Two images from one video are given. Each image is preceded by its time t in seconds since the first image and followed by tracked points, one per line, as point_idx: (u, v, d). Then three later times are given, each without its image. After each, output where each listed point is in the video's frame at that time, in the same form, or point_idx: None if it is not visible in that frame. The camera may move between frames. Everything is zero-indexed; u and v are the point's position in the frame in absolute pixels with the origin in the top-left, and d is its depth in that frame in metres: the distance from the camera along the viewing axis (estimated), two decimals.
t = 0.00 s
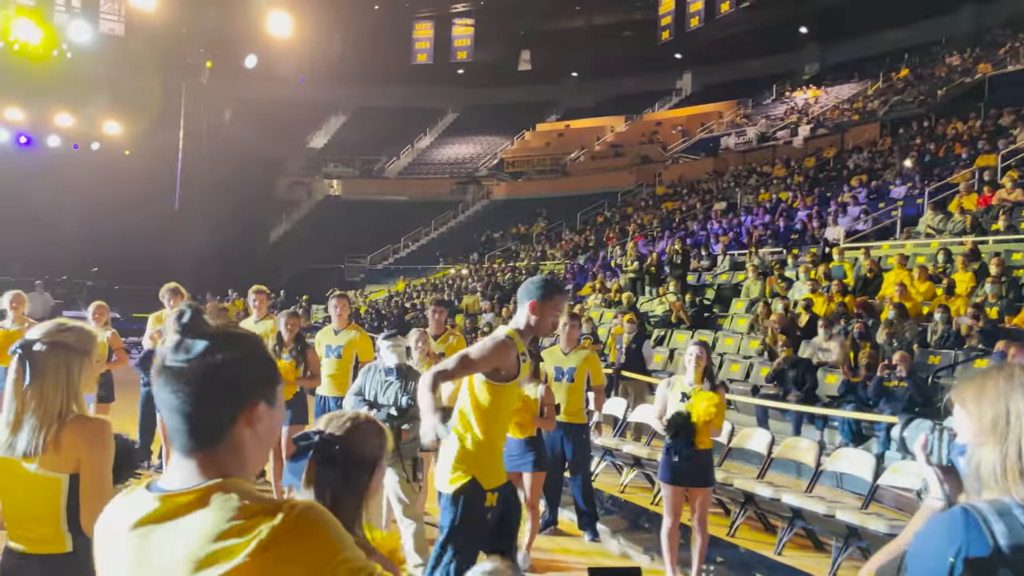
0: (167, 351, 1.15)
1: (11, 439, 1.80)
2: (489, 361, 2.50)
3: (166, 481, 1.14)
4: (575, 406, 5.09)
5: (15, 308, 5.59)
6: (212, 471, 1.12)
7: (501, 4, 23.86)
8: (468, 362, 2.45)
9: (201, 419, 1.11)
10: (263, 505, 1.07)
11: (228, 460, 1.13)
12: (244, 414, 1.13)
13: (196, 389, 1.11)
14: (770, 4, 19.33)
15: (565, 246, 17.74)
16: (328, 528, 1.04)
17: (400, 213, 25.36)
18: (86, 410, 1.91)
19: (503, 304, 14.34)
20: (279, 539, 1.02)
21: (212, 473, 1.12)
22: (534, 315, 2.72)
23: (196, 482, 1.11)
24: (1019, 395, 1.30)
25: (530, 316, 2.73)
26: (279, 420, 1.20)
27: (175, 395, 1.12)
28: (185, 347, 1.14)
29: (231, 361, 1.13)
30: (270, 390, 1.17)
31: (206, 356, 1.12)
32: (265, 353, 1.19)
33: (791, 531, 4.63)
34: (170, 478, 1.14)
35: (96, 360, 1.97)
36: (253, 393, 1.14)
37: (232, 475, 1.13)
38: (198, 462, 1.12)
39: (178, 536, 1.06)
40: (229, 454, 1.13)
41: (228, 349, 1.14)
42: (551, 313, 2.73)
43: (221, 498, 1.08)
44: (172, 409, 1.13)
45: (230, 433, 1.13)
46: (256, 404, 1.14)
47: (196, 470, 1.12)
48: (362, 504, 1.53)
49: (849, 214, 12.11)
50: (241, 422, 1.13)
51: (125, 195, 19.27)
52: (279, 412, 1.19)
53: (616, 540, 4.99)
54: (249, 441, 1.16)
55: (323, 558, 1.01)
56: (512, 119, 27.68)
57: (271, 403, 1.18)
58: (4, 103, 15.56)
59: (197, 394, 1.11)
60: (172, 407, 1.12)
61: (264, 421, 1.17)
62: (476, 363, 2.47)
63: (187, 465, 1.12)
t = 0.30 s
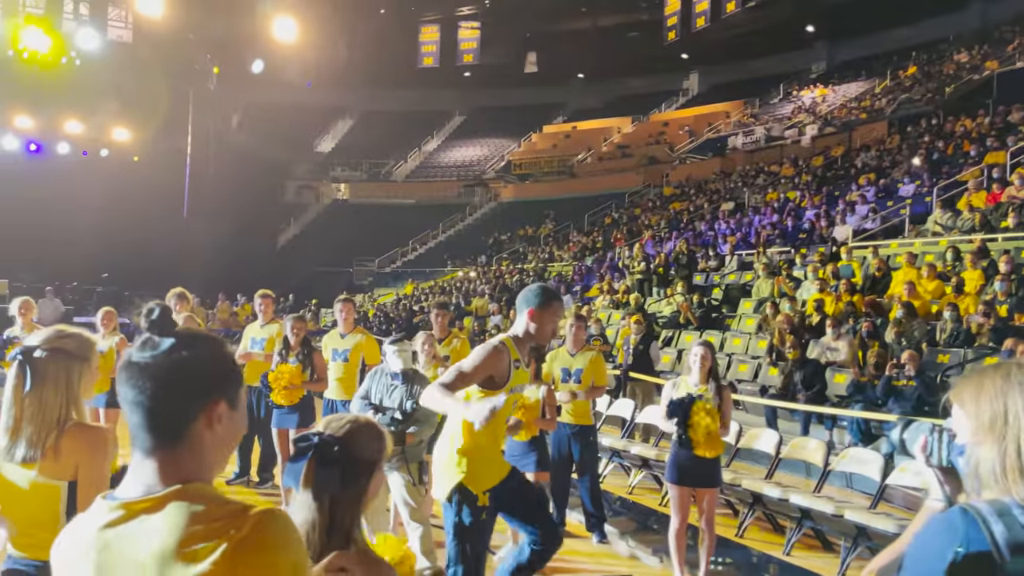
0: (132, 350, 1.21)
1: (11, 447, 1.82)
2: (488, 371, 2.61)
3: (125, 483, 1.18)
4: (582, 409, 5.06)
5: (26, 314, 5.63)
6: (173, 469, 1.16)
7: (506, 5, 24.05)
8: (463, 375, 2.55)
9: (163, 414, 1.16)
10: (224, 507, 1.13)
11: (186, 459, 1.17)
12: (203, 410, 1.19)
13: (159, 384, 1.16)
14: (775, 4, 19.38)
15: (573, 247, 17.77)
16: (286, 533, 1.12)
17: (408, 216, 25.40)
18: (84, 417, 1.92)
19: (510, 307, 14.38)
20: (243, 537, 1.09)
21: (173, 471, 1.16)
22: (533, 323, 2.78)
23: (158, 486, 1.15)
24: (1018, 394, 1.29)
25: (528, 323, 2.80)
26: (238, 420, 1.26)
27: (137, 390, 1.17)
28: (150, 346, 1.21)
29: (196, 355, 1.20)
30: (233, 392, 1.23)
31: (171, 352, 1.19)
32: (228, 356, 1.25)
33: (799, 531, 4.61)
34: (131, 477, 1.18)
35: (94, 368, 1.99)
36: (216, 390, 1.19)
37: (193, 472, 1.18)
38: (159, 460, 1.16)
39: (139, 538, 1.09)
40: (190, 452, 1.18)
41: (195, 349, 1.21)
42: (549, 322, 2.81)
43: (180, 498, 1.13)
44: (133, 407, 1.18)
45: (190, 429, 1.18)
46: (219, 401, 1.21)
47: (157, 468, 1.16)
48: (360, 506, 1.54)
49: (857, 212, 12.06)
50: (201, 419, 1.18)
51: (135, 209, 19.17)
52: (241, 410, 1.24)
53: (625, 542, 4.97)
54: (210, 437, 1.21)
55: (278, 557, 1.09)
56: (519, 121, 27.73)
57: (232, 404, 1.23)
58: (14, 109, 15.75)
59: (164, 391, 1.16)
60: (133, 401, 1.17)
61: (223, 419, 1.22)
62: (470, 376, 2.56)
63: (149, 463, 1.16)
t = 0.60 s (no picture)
0: (127, 353, 1.26)
1: (10, 451, 1.83)
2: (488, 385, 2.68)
3: (118, 480, 1.22)
4: (584, 410, 5.07)
5: (30, 318, 5.65)
6: (168, 464, 1.21)
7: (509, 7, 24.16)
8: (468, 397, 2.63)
9: (158, 412, 1.21)
10: (222, 498, 1.18)
11: (182, 454, 1.22)
12: (198, 409, 1.23)
13: (156, 383, 1.21)
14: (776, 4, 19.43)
15: (576, 249, 17.77)
16: (288, 524, 1.19)
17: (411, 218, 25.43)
18: (81, 422, 1.94)
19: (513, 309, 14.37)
20: (248, 526, 1.15)
21: (168, 465, 1.21)
22: (533, 321, 2.77)
23: (157, 475, 1.20)
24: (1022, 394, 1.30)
25: (527, 321, 2.79)
26: (231, 418, 1.31)
27: (132, 390, 1.22)
28: (146, 348, 1.26)
29: (193, 356, 1.25)
30: (226, 390, 1.29)
31: (168, 353, 1.24)
32: (223, 357, 1.30)
33: (803, 532, 4.59)
34: (126, 474, 1.22)
35: (92, 372, 2.01)
36: (213, 388, 1.25)
37: (187, 466, 1.22)
38: (154, 456, 1.21)
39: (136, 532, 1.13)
40: (186, 449, 1.22)
41: (192, 350, 1.26)
42: (549, 319, 2.79)
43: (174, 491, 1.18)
44: (129, 406, 1.22)
45: (185, 427, 1.22)
46: (215, 400, 1.26)
47: (152, 464, 1.21)
48: (362, 508, 1.53)
49: (860, 213, 12.02)
50: (199, 419, 1.23)
51: (137, 213, 19.24)
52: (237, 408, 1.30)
53: (628, 543, 4.95)
54: (204, 435, 1.25)
55: (276, 546, 1.16)
56: (521, 123, 27.77)
57: (227, 402, 1.29)
58: (19, 113, 15.82)
59: (161, 390, 1.21)
60: (128, 400, 1.22)
61: (218, 417, 1.27)
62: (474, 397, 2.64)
63: (144, 459, 1.21)
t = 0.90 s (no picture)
0: (176, 351, 1.19)
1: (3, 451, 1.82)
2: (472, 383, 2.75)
3: (159, 479, 1.15)
4: (584, 411, 5.09)
5: (30, 319, 5.64)
6: (210, 468, 1.14)
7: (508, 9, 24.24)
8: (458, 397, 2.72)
9: (203, 414, 1.14)
10: (257, 510, 1.10)
11: (224, 458, 1.15)
12: (242, 414, 1.16)
13: (202, 385, 1.15)
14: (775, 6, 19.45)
15: (575, 250, 17.80)
16: (311, 547, 1.07)
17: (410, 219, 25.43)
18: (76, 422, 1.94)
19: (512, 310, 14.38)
20: (275, 542, 1.05)
21: (209, 469, 1.14)
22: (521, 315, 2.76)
23: (195, 480, 1.13)
24: None
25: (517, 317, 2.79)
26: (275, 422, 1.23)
27: (179, 391, 1.15)
28: (194, 348, 1.19)
29: (239, 358, 1.17)
30: (272, 394, 1.21)
31: (215, 355, 1.16)
32: (268, 358, 1.22)
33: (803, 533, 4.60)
34: (166, 475, 1.15)
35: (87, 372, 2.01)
36: (256, 391, 1.17)
37: (228, 471, 1.15)
38: (197, 459, 1.14)
39: (173, 536, 1.07)
40: (228, 453, 1.15)
41: (238, 352, 1.19)
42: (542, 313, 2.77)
43: (213, 498, 1.10)
44: (176, 406, 1.16)
45: (230, 432, 1.15)
46: (259, 404, 1.18)
47: (194, 466, 1.14)
48: (365, 511, 1.54)
49: (859, 214, 12.03)
50: (241, 423, 1.16)
51: (135, 215, 19.32)
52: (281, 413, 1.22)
53: (629, 544, 4.98)
54: (247, 441, 1.18)
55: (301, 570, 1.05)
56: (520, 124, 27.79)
57: (272, 405, 1.21)
58: (18, 114, 15.80)
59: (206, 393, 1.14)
60: (176, 403, 1.15)
61: (262, 423, 1.20)
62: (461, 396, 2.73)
63: (186, 461, 1.14)
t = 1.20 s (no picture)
0: (246, 351, 1.17)
1: None
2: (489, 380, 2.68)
3: (220, 474, 1.13)
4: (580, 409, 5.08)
5: (25, 318, 5.60)
6: (270, 468, 1.12)
7: (503, 9, 24.29)
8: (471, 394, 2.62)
9: (271, 417, 1.11)
10: (314, 515, 1.08)
11: (285, 460, 1.13)
12: (306, 418, 1.14)
13: (270, 385, 1.12)
14: (769, 6, 19.52)
15: (569, 250, 17.82)
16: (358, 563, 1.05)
17: (404, 218, 25.39)
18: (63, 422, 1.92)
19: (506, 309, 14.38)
20: (330, 552, 1.04)
21: (269, 470, 1.12)
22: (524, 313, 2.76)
23: (254, 480, 1.11)
24: None
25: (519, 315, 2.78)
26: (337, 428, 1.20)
27: (249, 393, 1.13)
28: (263, 349, 1.16)
29: (306, 365, 1.14)
30: (335, 402, 1.18)
31: (283, 359, 1.14)
32: (335, 364, 1.20)
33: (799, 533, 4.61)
34: (226, 471, 1.13)
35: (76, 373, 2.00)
36: (322, 396, 1.15)
37: (288, 474, 1.13)
38: (258, 458, 1.12)
39: (231, 535, 1.05)
40: (289, 454, 1.13)
41: (305, 356, 1.16)
42: (540, 309, 2.79)
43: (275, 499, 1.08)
44: (243, 403, 1.13)
45: (292, 436, 1.13)
46: (322, 412, 1.16)
47: (255, 467, 1.11)
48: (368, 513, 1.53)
49: (852, 214, 12.07)
50: (303, 428, 1.13)
51: (128, 214, 19.27)
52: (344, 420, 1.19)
53: (624, 543, 4.98)
54: (306, 446, 1.15)
55: None
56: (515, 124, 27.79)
57: (335, 412, 1.18)
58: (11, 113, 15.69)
59: (276, 397, 1.12)
60: (244, 403, 1.13)
61: (324, 427, 1.17)
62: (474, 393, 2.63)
63: (249, 459, 1.12)
